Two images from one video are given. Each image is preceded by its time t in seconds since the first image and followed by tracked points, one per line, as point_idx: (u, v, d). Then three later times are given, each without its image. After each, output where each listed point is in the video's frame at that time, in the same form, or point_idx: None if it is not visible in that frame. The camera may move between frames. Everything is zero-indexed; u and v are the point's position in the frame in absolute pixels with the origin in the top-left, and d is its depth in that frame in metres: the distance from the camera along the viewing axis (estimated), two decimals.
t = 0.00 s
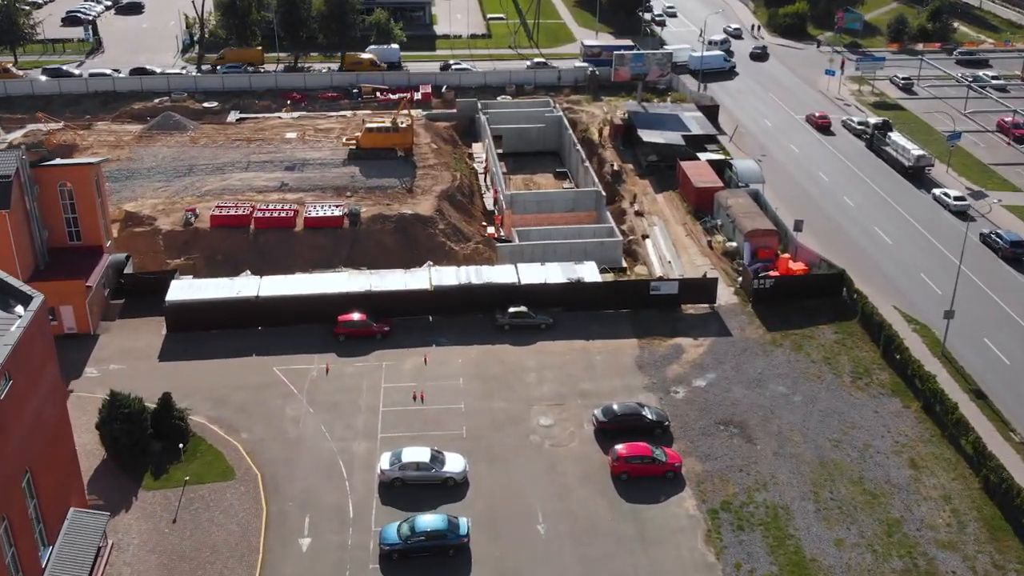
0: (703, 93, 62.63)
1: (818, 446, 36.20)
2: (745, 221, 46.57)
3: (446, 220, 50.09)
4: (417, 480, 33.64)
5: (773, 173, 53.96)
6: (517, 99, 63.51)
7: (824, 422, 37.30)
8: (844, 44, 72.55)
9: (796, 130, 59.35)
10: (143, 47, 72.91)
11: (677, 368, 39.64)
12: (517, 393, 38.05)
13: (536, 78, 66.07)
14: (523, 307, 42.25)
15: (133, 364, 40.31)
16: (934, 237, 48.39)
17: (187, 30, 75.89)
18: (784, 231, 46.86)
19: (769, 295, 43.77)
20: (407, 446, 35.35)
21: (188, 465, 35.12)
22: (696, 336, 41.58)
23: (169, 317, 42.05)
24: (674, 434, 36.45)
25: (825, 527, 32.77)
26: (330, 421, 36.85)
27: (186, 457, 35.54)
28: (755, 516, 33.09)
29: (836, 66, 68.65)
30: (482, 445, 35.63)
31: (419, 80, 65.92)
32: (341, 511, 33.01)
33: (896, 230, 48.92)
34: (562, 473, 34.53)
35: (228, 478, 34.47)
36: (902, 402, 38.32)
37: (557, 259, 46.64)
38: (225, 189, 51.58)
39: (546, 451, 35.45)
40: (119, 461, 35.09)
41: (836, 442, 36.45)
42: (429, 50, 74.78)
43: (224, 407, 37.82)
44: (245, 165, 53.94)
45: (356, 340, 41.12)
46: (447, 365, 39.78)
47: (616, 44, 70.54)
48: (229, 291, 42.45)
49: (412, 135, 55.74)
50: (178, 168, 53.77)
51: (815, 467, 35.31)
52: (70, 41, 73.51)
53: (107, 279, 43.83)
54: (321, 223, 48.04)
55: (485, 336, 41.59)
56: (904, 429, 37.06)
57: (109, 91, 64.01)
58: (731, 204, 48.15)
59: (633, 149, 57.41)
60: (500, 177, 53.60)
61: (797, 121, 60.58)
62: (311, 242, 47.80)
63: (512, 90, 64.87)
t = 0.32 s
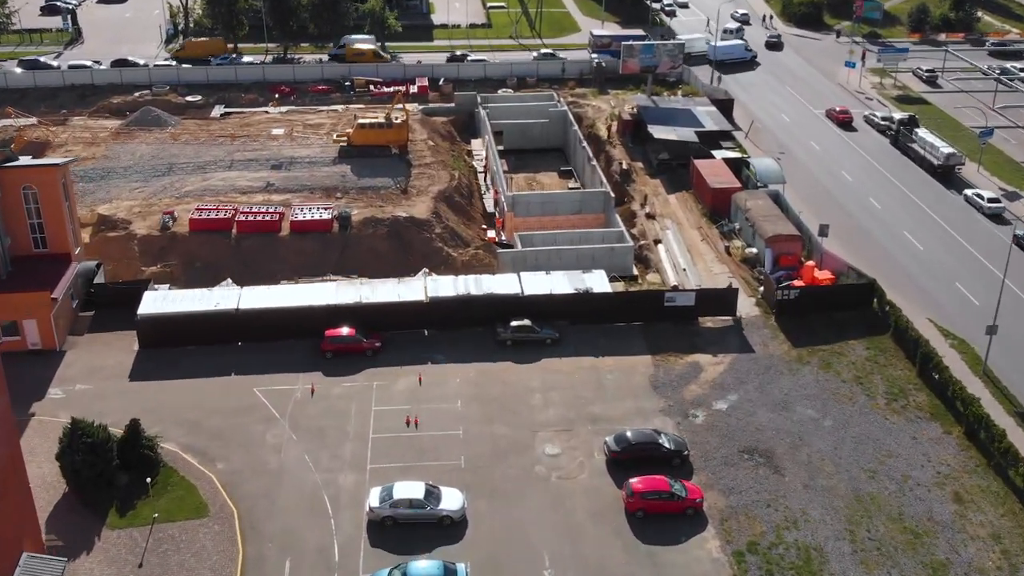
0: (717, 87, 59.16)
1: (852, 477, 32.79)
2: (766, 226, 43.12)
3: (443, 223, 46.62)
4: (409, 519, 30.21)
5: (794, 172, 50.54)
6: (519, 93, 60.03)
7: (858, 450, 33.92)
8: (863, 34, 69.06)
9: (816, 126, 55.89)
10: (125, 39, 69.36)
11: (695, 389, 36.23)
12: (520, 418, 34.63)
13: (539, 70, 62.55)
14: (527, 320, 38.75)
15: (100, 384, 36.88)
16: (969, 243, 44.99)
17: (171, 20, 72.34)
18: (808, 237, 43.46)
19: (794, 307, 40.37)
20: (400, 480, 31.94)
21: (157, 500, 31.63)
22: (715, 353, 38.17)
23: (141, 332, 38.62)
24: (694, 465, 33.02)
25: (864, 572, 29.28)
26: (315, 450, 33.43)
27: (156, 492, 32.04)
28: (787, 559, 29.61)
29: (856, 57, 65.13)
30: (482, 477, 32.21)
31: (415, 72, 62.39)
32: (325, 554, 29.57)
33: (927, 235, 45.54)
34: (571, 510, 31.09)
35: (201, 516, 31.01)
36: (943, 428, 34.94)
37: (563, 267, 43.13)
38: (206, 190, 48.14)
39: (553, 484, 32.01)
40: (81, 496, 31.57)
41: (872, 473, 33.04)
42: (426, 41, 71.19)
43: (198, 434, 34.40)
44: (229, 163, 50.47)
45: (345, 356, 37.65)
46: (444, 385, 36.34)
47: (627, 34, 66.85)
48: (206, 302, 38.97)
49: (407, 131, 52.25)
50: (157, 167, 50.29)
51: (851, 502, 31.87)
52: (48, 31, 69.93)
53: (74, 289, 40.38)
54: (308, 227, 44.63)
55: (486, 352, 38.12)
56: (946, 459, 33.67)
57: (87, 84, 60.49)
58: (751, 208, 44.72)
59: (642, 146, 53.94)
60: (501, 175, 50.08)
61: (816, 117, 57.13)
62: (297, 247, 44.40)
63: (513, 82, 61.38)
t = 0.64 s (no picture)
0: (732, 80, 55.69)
1: (894, 519, 29.35)
2: (791, 234, 39.72)
3: (440, 228, 43.21)
4: (400, 570, 26.62)
5: (817, 173, 47.18)
6: (521, 86, 56.55)
7: (899, 487, 30.52)
8: (883, 24, 65.60)
9: (838, 123, 52.51)
10: (106, 30, 65.83)
11: (716, 417, 32.87)
12: (525, 451, 31.25)
13: (542, 63, 59.03)
14: (531, 338, 35.38)
15: (62, 410, 33.50)
16: (1008, 250, 41.62)
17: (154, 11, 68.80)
18: (836, 245, 40.09)
19: (824, 325, 37.02)
20: (390, 524, 28.53)
21: (121, 546, 28.11)
22: (738, 376, 34.81)
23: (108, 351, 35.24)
24: (718, 505, 29.62)
25: None
26: (296, 488, 30.07)
27: (119, 537, 28.49)
28: None
29: (878, 49, 61.63)
30: (481, 520, 28.78)
31: (411, 65, 58.91)
32: None
33: (963, 243, 42.14)
34: (582, 558, 27.62)
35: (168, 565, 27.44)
36: (992, 460, 31.53)
37: (570, 278, 39.65)
38: (185, 192, 44.69)
39: (560, 527, 28.58)
40: (37, 543, 28.12)
41: (916, 513, 29.60)
42: (422, 33, 67.71)
43: (167, 467, 30.98)
44: (210, 163, 47.02)
45: (331, 379, 34.30)
46: (440, 411, 32.93)
47: (637, 25, 62.89)
48: (180, 319, 35.53)
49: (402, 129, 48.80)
50: (133, 167, 46.83)
51: (894, 547, 28.38)
52: (24, 22, 66.39)
53: (37, 304, 37.01)
54: (294, 234, 41.24)
55: (486, 373, 34.71)
56: (997, 496, 30.23)
57: (62, 77, 57.00)
58: (773, 213, 41.31)
59: (653, 145, 50.49)
60: (502, 175, 46.63)
61: (838, 113, 53.71)
62: (282, 256, 41.02)
63: (514, 76, 57.93)
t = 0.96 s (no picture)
0: (748, 75, 52.28)
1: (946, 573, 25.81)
2: (819, 246, 36.35)
3: (436, 236, 39.75)
4: None
5: (843, 177, 43.84)
6: (524, 82, 53.10)
7: (950, 536, 27.03)
8: (906, 16, 62.12)
9: (862, 122, 49.14)
10: (84, 22, 62.35)
11: (743, 455, 29.51)
12: (529, 494, 27.86)
13: (546, 56, 55.57)
14: (536, 364, 31.99)
15: (15, 444, 30.07)
16: None
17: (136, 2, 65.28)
18: (869, 257, 36.73)
19: (857, 347, 33.68)
20: None
21: None
22: (766, 406, 31.48)
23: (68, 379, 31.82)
24: (748, 559, 26.17)
25: None
26: (272, 537, 26.62)
27: None
28: None
29: (903, 42, 58.13)
30: None
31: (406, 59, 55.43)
32: None
33: (1003, 253, 38.77)
34: None
35: None
36: None
37: (578, 293, 36.24)
38: (161, 197, 41.26)
39: None
40: None
41: (972, 567, 26.07)
42: (418, 25, 64.23)
43: (130, 511, 27.58)
44: (189, 166, 43.63)
45: (314, 411, 30.93)
46: (435, 448, 29.53)
47: (650, 17, 59.32)
48: (148, 343, 32.11)
49: (395, 128, 45.35)
50: (105, 170, 43.38)
51: None
52: None
53: None
54: (277, 244, 37.83)
55: (487, 404, 31.33)
56: None
57: (35, 72, 53.51)
58: (798, 222, 37.92)
59: (665, 146, 47.04)
60: (502, 178, 43.27)
61: (863, 110, 50.31)
62: (263, 268, 37.62)
63: (516, 71, 54.50)
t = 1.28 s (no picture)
0: (767, 72, 48.91)
1: None
2: (853, 263, 33.05)
3: (432, 249, 36.38)
4: None
5: (873, 184, 40.50)
6: (526, 79, 49.73)
7: None
8: (931, 8, 58.73)
9: (891, 123, 45.76)
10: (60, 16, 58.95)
11: (775, 505, 26.20)
12: (536, 552, 24.55)
13: (551, 51, 52.16)
14: (543, 399, 28.69)
15: None
16: None
17: None
18: (907, 276, 33.42)
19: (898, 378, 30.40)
20: None
21: None
22: (799, 446, 28.24)
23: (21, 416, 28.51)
24: None
25: None
26: None
27: None
28: None
29: (930, 37, 54.68)
30: None
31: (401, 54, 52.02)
32: None
33: None
34: None
35: None
36: None
37: (588, 315, 32.88)
38: (133, 206, 37.88)
39: None
40: None
41: None
42: (414, 18, 60.82)
43: (83, 572, 24.28)
44: (164, 171, 40.28)
45: (295, 453, 27.66)
46: (429, 497, 26.23)
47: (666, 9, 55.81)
48: (109, 376, 28.78)
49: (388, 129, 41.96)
50: (73, 176, 39.98)
51: None
52: None
53: None
54: (256, 258, 34.51)
55: (488, 445, 28.04)
56: None
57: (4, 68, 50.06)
58: (829, 236, 34.60)
59: (679, 149, 43.70)
60: (502, 184, 39.96)
61: (891, 110, 46.93)
62: (242, 286, 34.30)
63: (519, 67, 51.11)
